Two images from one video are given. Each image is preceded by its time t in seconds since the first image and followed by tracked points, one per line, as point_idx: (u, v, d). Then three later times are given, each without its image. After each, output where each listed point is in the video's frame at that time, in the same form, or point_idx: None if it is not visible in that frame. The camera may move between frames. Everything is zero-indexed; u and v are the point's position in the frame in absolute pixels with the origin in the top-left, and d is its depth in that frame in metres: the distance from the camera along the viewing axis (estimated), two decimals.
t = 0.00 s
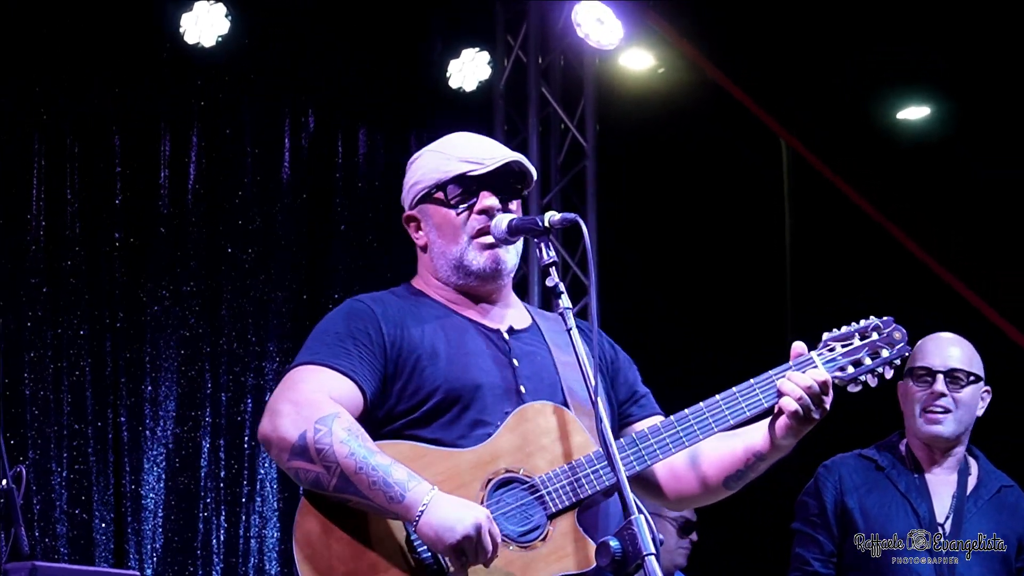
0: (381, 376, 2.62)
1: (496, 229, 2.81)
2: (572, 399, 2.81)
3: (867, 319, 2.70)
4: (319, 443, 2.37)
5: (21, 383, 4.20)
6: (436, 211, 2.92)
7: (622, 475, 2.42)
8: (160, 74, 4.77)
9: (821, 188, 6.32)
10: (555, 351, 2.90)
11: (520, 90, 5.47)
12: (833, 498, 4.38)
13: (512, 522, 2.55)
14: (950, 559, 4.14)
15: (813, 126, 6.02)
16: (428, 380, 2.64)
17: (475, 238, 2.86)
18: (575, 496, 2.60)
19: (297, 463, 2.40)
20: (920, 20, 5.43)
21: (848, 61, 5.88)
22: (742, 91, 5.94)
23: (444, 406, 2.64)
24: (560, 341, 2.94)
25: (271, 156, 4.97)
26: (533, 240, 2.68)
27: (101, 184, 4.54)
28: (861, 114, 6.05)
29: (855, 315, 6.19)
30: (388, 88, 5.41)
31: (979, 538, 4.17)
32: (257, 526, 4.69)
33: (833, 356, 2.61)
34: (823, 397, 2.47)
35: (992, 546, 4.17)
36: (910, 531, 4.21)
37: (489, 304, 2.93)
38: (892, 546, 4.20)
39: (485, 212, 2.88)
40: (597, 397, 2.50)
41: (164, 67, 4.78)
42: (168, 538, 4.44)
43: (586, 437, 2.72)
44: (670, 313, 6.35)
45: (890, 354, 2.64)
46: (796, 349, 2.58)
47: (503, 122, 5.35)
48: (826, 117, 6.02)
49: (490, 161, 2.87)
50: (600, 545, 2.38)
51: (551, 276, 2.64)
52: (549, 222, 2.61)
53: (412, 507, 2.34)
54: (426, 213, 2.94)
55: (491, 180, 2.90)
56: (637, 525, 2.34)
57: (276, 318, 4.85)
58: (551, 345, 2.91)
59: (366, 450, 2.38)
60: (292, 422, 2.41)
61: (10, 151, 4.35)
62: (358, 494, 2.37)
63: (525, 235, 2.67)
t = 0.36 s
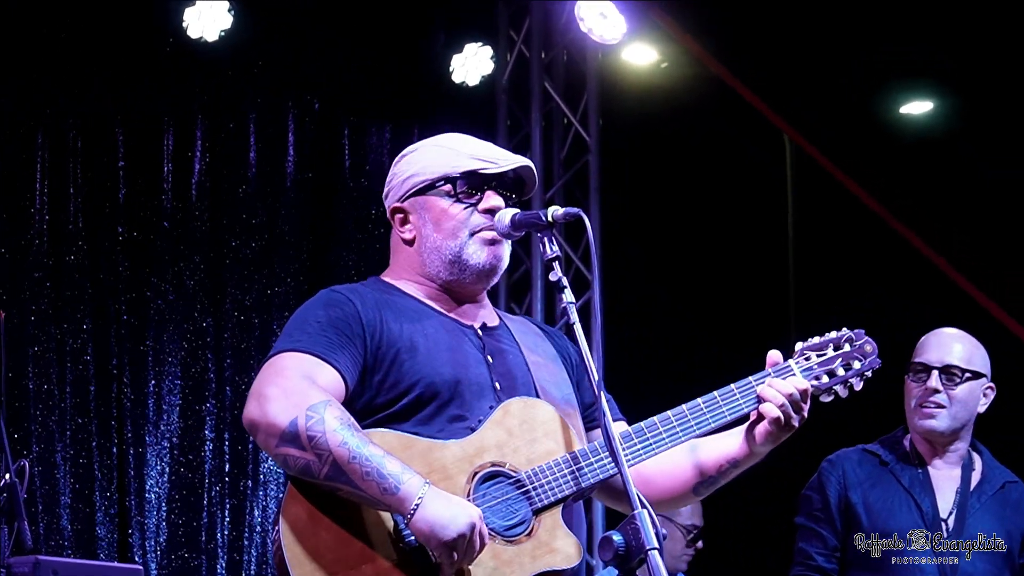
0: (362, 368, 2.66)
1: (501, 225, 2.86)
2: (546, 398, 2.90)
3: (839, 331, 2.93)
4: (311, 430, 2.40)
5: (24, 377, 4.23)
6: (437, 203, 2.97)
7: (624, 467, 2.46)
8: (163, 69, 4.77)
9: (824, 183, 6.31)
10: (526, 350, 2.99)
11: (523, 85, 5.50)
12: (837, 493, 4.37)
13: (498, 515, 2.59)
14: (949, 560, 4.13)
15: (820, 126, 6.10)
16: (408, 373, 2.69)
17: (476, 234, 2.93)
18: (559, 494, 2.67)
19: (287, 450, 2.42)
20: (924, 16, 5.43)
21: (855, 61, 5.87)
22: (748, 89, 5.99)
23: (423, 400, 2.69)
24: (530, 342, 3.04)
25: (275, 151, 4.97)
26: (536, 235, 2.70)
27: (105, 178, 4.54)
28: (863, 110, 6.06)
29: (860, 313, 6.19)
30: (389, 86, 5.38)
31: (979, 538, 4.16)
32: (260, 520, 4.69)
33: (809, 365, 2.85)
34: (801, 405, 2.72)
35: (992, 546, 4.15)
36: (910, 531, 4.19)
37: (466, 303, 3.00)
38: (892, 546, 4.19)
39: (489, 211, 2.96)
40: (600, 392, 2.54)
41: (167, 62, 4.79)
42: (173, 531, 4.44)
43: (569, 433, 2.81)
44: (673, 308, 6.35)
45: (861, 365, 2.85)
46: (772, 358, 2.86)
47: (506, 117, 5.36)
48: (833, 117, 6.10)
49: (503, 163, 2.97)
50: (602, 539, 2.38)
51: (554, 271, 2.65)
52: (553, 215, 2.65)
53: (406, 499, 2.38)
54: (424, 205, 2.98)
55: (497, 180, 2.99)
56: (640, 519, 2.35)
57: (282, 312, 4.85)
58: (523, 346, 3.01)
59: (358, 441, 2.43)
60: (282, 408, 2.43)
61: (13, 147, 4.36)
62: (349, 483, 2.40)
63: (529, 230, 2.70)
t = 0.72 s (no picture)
0: (361, 364, 2.65)
1: (503, 223, 2.87)
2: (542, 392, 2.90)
3: (838, 313, 3.00)
4: (319, 421, 2.40)
5: (30, 374, 4.23)
6: (434, 196, 2.98)
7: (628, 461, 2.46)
8: (168, 68, 4.77)
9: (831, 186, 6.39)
10: (521, 346, 2.99)
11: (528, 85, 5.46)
12: (842, 492, 4.37)
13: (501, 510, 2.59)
14: (950, 559, 4.12)
15: (824, 126, 6.14)
16: (406, 368, 2.69)
17: (469, 230, 2.95)
18: (559, 487, 2.67)
19: (294, 442, 2.41)
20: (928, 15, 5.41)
21: (859, 61, 5.84)
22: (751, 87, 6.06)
23: (422, 396, 2.68)
24: (523, 339, 3.05)
25: (280, 149, 4.97)
26: (541, 234, 2.70)
27: (110, 176, 4.54)
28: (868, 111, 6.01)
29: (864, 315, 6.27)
30: (392, 86, 5.38)
31: (979, 538, 4.15)
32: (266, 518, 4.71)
33: (808, 349, 2.91)
34: (783, 397, 2.70)
35: (992, 546, 4.14)
36: (910, 531, 4.18)
37: (461, 299, 2.99)
38: (892, 546, 4.19)
39: (485, 211, 2.97)
40: (604, 390, 2.49)
41: (172, 61, 4.79)
42: (183, 525, 4.46)
43: (569, 425, 2.81)
44: (677, 306, 6.34)
45: (860, 347, 2.92)
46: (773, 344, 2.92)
47: (511, 115, 5.36)
48: (838, 117, 6.10)
49: (505, 161, 2.98)
50: (606, 538, 2.37)
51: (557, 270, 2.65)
52: (557, 215, 2.65)
53: (420, 483, 2.39)
54: (422, 195, 2.99)
55: (497, 179, 3.00)
56: (644, 518, 2.34)
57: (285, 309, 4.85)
58: (517, 342, 3.01)
59: (366, 428, 2.43)
60: (287, 401, 2.42)
61: (19, 146, 4.36)
62: (361, 472, 2.40)
63: (533, 228, 2.70)
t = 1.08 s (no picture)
0: (368, 368, 2.66)
1: (508, 225, 2.85)
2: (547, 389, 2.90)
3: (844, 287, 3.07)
4: (334, 425, 2.42)
5: (37, 375, 4.24)
6: (444, 203, 2.95)
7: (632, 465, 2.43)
8: (172, 69, 4.77)
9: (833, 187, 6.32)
10: (525, 345, 2.99)
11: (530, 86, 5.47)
12: (846, 493, 4.36)
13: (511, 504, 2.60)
14: (950, 559, 4.12)
15: (826, 126, 6.14)
16: (414, 372, 2.69)
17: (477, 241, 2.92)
18: (567, 482, 2.66)
19: (310, 448, 2.43)
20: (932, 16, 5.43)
21: (859, 61, 5.86)
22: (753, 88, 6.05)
23: (429, 400, 2.69)
24: (527, 338, 3.04)
25: (284, 150, 4.97)
26: (544, 236, 2.70)
27: (115, 177, 4.55)
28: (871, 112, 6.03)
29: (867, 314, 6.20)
30: (392, 86, 5.36)
31: (979, 538, 4.15)
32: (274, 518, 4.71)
33: (814, 326, 2.99)
34: (716, 421, 2.63)
35: (992, 546, 4.14)
36: (910, 531, 4.18)
37: (467, 304, 2.99)
38: (892, 546, 4.19)
39: (494, 221, 2.94)
40: (609, 391, 2.48)
41: (176, 62, 4.78)
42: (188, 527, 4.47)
43: (576, 418, 2.82)
44: (680, 306, 6.36)
45: (867, 322, 3.00)
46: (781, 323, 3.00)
47: (514, 117, 5.36)
48: (840, 117, 6.12)
49: (516, 174, 2.94)
50: (610, 540, 2.37)
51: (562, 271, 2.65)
52: (560, 216, 2.62)
53: (439, 476, 2.44)
54: (431, 201, 2.97)
55: (509, 192, 2.97)
56: (648, 519, 2.34)
57: (290, 311, 4.86)
58: (521, 341, 3.00)
59: (379, 427, 2.46)
60: (298, 408, 2.43)
61: (25, 148, 4.38)
62: (379, 472, 2.44)
63: (536, 230, 2.69)
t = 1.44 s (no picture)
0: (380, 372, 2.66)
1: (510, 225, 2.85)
2: (555, 387, 2.90)
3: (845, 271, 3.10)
4: (335, 442, 2.40)
5: (41, 376, 4.26)
6: (431, 205, 2.95)
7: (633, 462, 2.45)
8: (174, 70, 4.77)
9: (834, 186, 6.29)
10: (532, 344, 2.98)
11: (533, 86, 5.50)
12: (847, 494, 4.35)
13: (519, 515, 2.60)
14: (950, 559, 4.12)
15: (829, 127, 6.13)
16: (425, 373, 2.68)
17: (473, 233, 2.93)
18: (575, 487, 2.67)
19: (311, 463, 2.41)
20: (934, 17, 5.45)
21: (862, 61, 5.88)
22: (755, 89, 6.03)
23: (439, 402, 2.68)
24: (535, 337, 3.03)
25: (286, 151, 4.97)
26: (547, 235, 2.73)
27: (118, 178, 4.55)
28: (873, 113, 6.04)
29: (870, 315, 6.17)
30: (392, 86, 5.35)
31: (979, 538, 4.14)
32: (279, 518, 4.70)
33: (815, 313, 3.00)
34: (725, 405, 2.62)
35: (992, 545, 4.12)
36: (910, 531, 4.18)
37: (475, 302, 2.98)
38: (892, 546, 4.20)
39: (485, 210, 2.95)
40: (612, 392, 2.51)
41: (177, 62, 4.79)
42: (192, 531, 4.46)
43: (581, 421, 2.81)
44: (682, 307, 6.35)
45: (869, 303, 3.03)
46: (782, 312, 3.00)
47: (517, 118, 5.36)
48: (842, 117, 6.12)
49: (495, 159, 2.97)
50: (614, 541, 2.36)
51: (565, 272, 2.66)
52: (562, 217, 2.67)
53: (435, 504, 2.38)
54: (418, 207, 2.97)
55: (491, 180, 2.98)
56: (650, 520, 2.34)
57: (294, 312, 4.86)
58: (529, 341, 2.99)
59: (381, 449, 2.42)
60: (303, 422, 2.42)
61: (28, 150, 4.39)
62: (376, 494, 2.40)
63: (538, 230, 2.73)
